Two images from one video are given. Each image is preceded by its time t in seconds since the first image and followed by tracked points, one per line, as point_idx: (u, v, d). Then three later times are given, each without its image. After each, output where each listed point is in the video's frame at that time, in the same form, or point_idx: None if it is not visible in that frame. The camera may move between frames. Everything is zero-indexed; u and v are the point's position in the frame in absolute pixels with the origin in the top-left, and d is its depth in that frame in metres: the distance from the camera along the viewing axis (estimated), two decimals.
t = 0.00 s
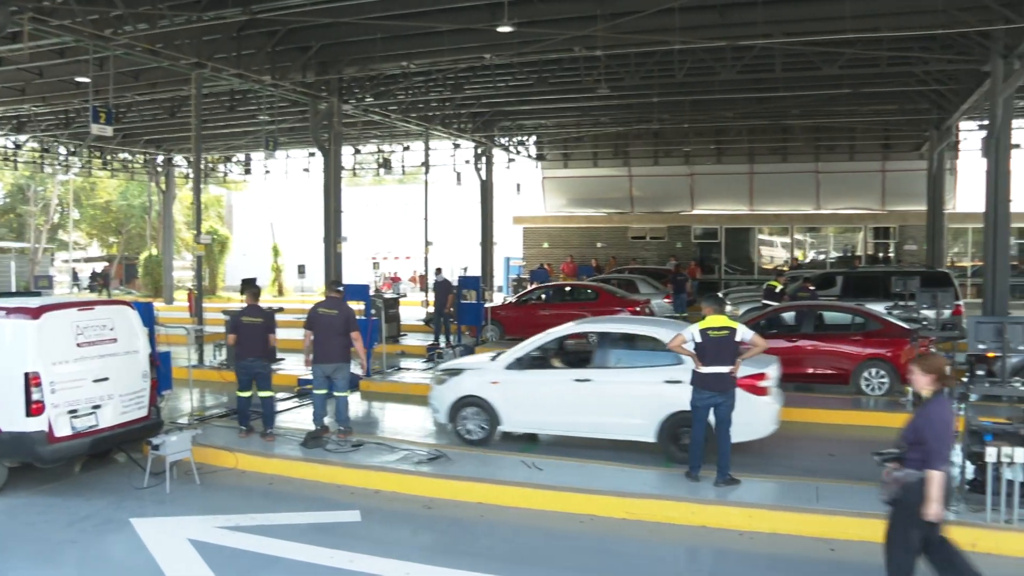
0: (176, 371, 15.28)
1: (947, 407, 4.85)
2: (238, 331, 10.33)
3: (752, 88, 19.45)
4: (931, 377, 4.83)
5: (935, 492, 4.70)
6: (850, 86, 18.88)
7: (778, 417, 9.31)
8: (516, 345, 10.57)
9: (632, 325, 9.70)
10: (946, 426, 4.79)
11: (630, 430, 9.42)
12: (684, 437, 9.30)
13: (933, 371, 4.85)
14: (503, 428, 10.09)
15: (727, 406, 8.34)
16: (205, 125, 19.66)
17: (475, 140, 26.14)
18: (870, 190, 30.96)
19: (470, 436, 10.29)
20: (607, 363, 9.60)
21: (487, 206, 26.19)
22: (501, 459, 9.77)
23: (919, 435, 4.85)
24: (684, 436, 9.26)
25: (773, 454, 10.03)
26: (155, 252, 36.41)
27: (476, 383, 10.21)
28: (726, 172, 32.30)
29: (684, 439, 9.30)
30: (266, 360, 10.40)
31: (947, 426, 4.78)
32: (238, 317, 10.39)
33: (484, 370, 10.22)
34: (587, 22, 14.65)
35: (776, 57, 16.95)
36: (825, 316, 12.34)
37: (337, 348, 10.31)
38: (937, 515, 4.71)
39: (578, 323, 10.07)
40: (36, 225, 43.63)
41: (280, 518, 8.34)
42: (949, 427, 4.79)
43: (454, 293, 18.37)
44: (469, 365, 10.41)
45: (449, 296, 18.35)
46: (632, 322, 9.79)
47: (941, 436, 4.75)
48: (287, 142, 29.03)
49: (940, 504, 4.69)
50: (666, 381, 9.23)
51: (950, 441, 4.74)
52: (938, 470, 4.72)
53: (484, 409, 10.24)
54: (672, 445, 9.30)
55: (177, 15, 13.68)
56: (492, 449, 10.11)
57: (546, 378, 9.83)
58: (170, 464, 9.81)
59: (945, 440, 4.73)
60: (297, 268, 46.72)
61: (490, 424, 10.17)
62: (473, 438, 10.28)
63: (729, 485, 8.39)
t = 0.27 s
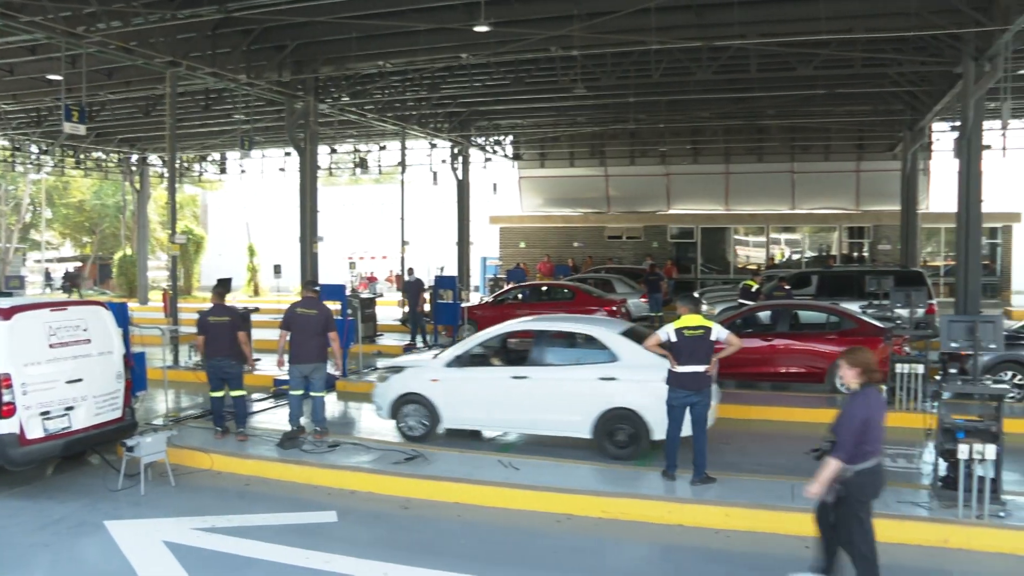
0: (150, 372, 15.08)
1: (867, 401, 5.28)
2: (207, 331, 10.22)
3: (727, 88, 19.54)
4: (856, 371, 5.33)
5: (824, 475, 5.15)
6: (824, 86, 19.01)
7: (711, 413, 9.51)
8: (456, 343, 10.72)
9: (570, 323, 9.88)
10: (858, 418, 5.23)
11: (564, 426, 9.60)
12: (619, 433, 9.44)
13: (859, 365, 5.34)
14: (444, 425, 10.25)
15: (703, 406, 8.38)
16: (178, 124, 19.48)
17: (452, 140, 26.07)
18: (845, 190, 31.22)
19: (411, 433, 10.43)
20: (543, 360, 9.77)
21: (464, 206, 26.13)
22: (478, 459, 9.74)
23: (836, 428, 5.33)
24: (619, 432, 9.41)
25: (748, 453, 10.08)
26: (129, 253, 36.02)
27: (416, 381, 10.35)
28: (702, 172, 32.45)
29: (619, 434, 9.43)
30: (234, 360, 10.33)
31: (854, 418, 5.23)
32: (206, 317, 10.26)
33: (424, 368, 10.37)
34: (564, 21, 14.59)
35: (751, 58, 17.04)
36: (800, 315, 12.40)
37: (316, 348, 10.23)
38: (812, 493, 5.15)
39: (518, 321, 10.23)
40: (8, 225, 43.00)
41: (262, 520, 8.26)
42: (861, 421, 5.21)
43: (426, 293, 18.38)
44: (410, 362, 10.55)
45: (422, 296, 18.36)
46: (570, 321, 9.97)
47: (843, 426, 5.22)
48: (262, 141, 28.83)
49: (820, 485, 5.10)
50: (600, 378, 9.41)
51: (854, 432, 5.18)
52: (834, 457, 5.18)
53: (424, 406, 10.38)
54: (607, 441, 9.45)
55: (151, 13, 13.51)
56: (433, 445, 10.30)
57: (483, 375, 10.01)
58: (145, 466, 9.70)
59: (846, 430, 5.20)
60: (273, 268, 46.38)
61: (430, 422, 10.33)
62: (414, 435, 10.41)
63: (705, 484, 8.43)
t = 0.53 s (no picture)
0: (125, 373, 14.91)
1: (797, 398, 5.39)
2: (180, 331, 10.18)
3: (704, 88, 19.63)
4: (787, 368, 5.45)
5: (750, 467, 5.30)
6: (802, 87, 19.10)
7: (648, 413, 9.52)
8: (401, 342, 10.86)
9: (510, 322, 10.00)
10: (788, 415, 5.34)
11: (500, 422, 9.69)
12: (556, 429, 9.52)
13: (791, 363, 5.47)
14: (386, 422, 10.40)
15: (681, 404, 8.43)
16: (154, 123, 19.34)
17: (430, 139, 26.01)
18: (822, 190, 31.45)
19: (353, 430, 10.58)
20: (480, 357, 9.91)
21: (442, 206, 26.10)
22: (457, 458, 9.73)
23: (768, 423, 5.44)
24: (554, 428, 9.49)
25: (725, 453, 10.13)
26: (104, 253, 35.68)
27: (359, 378, 10.52)
28: (679, 172, 32.57)
29: (555, 431, 9.51)
30: (207, 361, 10.26)
31: (785, 414, 5.32)
32: (178, 317, 10.22)
33: (366, 365, 10.54)
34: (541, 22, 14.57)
35: (729, 58, 17.11)
36: (777, 314, 12.48)
37: (293, 348, 10.15)
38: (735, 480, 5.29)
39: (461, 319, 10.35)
40: None
41: (239, 521, 8.21)
42: (790, 417, 5.33)
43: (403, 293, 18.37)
44: (355, 360, 10.70)
45: (399, 296, 18.35)
46: (510, 320, 10.09)
47: (773, 422, 5.34)
48: (239, 140, 28.64)
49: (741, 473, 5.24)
50: (535, 375, 9.52)
51: (780, 426, 5.30)
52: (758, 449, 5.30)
53: (367, 404, 10.52)
54: (543, 437, 9.53)
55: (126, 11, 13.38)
56: (374, 442, 10.40)
57: (423, 372, 10.14)
58: (121, 467, 9.62)
59: (776, 426, 5.31)
60: (250, 267, 46.05)
61: (371, 418, 10.47)
62: (357, 432, 10.56)
63: (683, 482, 8.48)
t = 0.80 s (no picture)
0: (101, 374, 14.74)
1: (741, 388, 5.72)
2: (156, 331, 10.13)
3: (681, 88, 19.73)
4: (727, 361, 5.76)
5: (710, 462, 5.55)
6: (778, 88, 19.18)
7: (586, 408, 9.71)
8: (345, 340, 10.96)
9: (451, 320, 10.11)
10: (734, 404, 5.64)
11: (442, 420, 9.83)
12: (495, 426, 9.67)
13: (730, 355, 5.79)
14: (330, 419, 10.49)
15: (660, 403, 8.41)
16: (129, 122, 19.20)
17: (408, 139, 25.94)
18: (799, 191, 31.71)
19: (298, 427, 10.67)
20: (421, 355, 10.02)
21: (421, 206, 26.05)
22: (436, 458, 9.71)
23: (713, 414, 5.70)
24: (494, 425, 9.63)
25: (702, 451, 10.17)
26: (81, 253, 35.35)
27: (303, 376, 10.62)
28: (658, 172, 32.72)
29: (494, 427, 9.65)
30: (182, 362, 10.17)
31: (732, 406, 5.64)
32: (155, 318, 10.18)
33: (310, 364, 10.63)
34: (519, 22, 14.58)
35: (707, 59, 17.18)
36: (755, 314, 12.54)
37: (270, 347, 10.10)
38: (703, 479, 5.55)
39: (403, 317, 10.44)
40: None
41: (216, 522, 8.16)
42: (737, 407, 5.64)
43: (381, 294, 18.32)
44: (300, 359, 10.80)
45: (377, 297, 18.32)
46: (451, 318, 10.20)
47: (724, 414, 5.61)
48: (216, 139, 28.46)
49: (707, 471, 5.53)
50: (474, 373, 9.64)
51: (733, 418, 5.59)
52: (715, 442, 5.57)
53: (311, 402, 10.61)
54: (483, 434, 9.66)
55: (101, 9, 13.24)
56: (319, 439, 10.50)
57: (366, 370, 10.23)
58: (97, 469, 9.53)
59: (726, 418, 5.59)
60: (228, 268, 45.73)
61: (315, 416, 10.57)
62: (301, 429, 10.65)
63: (662, 481, 8.49)
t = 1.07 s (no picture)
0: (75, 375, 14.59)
1: (679, 389, 5.89)
2: (132, 330, 10.02)
3: (658, 88, 19.79)
4: (664, 363, 5.93)
5: (659, 466, 5.78)
6: (755, 89, 19.23)
7: (525, 406, 9.87)
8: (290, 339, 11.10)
9: (394, 319, 10.23)
10: (673, 406, 5.82)
11: (388, 417, 9.94)
12: (435, 423, 9.78)
13: (666, 358, 5.96)
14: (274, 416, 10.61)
15: (638, 403, 8.50)
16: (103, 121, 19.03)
17: (386, 139, 25.83)
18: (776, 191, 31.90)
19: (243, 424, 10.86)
20: (364, 354, 10.14)
21: (398, 205, 25.96)
22: (414, 458, 9.67)
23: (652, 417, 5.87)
24: (435, 423, 9.75)
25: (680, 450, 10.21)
26: (55, 253, 34.99)
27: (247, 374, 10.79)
28: (635, 172, 32.85)
29: (435, 425, 9.77)
30: (155, 363, 10.06)
31: (672, 407, 5.83)
32: (132, 317, 10.09)
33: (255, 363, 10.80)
34: (496, 22, 14.58)
35: (684, 59, 17.21)
36: (732, 313, 12.59)
37: (244, 348, 9.98)
38: (654, 484, 5.77)
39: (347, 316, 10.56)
40: None
41: (193, 524, 8.10)
42: (676, 408, 5.82)
43: (361, 293, 18.41)
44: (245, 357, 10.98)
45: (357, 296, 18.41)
46: (394, 316, 10.33)
47: (665, 417, 5.80)
48: (193, 138, 28.27)
49: (658, 476, 5.75)
50: (414, 371, 9.76)
51: (674, 419, 5.77)
52: (661, 445, 5.78)
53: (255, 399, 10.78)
54: (424, 431, 9.79)
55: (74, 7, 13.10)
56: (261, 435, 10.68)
57: (310, 368, 10.35)
58: (71, 471, 9.43)
59: (669, 421, 5.78)
60: (205, 268, 45.40)
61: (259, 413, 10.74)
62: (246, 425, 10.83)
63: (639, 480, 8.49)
